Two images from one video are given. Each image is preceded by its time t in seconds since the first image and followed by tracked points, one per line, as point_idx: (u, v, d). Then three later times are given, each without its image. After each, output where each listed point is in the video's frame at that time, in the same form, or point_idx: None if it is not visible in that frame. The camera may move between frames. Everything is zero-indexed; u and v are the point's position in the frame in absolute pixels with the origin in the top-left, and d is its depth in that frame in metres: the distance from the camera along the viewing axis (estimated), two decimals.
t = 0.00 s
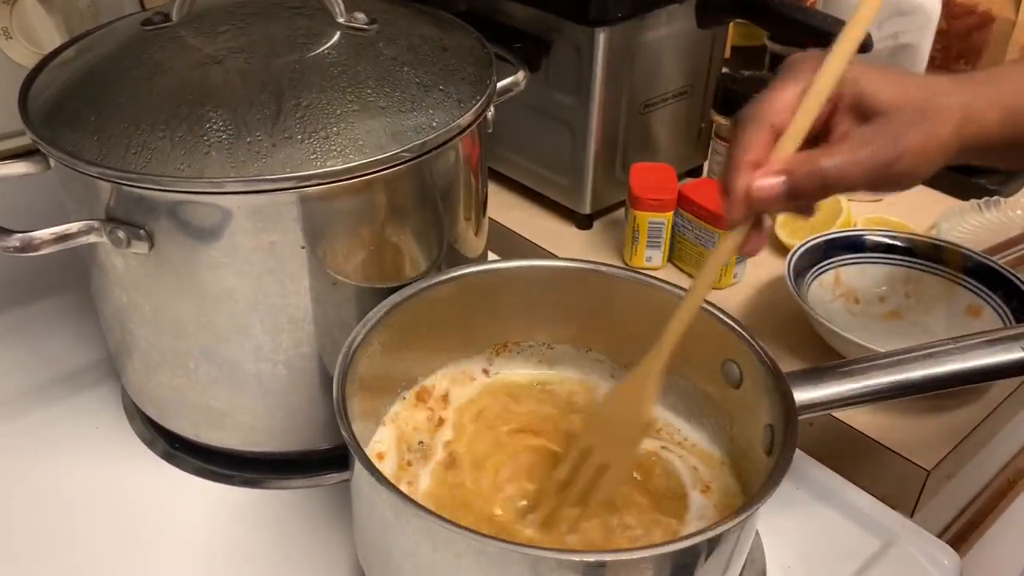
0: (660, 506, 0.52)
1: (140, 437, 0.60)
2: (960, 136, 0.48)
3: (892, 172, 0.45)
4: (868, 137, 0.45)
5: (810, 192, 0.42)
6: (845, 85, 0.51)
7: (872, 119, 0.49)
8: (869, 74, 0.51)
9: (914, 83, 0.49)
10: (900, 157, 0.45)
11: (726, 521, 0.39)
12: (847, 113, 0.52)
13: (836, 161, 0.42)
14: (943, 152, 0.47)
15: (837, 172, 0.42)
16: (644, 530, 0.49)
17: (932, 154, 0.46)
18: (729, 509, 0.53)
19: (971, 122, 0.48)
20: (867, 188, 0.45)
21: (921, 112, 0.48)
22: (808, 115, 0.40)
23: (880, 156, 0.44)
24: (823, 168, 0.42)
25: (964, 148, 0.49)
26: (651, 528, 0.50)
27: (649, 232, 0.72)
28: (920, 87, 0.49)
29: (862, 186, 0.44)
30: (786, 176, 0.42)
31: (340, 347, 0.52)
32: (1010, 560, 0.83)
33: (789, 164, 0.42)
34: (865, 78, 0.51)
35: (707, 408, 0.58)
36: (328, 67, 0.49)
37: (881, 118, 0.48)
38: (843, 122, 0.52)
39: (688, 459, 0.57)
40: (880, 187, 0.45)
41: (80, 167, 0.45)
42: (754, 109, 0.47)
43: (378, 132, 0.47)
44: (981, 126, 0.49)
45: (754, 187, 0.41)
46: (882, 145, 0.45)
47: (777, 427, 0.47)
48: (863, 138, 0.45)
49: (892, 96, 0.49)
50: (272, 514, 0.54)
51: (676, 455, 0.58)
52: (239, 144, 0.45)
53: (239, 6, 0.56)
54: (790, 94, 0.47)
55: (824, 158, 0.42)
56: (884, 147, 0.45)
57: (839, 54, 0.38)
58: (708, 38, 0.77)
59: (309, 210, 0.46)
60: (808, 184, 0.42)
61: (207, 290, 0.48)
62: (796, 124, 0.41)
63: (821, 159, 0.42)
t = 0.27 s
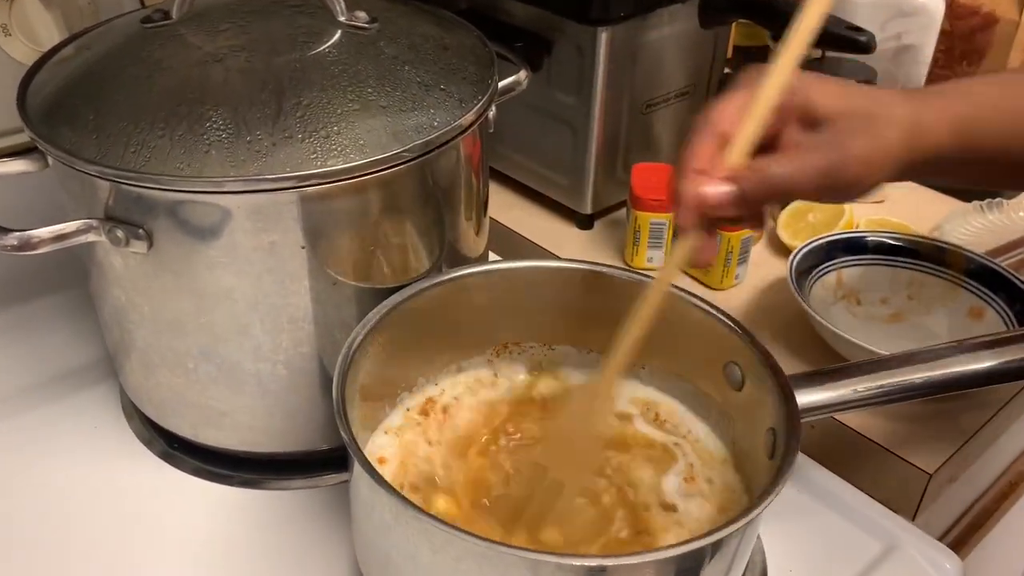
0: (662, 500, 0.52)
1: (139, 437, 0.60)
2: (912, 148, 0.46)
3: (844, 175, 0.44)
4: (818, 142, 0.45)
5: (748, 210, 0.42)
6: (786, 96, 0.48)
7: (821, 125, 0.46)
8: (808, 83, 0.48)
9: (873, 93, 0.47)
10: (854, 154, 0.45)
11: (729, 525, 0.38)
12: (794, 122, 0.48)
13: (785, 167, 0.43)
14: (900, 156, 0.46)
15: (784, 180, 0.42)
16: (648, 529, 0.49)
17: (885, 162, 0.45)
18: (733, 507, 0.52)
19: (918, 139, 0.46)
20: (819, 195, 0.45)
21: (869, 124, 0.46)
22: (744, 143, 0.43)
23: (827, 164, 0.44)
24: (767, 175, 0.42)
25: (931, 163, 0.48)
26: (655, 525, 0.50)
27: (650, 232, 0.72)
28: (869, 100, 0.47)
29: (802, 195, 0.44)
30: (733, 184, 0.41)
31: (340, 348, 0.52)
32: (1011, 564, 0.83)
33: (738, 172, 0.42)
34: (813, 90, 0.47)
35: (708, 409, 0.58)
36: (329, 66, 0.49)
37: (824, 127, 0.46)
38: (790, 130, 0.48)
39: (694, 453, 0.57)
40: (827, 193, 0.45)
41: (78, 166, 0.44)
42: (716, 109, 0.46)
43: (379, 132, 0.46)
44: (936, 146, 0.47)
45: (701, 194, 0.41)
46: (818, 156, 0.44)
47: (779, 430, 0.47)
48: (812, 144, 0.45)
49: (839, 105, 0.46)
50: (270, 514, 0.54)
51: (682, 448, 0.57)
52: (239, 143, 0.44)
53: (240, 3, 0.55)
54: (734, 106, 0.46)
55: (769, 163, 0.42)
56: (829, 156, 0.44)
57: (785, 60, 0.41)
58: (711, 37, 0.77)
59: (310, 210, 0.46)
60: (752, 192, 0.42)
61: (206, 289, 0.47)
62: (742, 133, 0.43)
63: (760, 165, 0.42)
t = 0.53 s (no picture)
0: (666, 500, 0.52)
1: (141, 434, 0.59)
2: (854, 141, 0.43)
3: (782, 165, 0.44)
4: (759, 132, 0.44)
5: (704, 187, 0.44)
6: (746, 84, 0.48)
7: (765, 115, 0.46)
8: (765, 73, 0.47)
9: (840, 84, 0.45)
10: (794, 149, 0.43)
11: (735, 526, 0.38)
12: (744, 109, 0.48)
13: (724, 157, 0.43)
14: (841, 151, 0.44)
15: (723, 167, 0.43)
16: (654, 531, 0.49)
17: (825, 153, 0.43)
18: (739, 511, 0.52)
19: (859, 134, 0.43)
20: (758, 182, 0.44)
21: (821, 110, 0.44)
22: (691, 131, 0.44)
23: (766, 150, 0.43)
24: (710, 163, 0.43)
25: (870, 164, 0.44)
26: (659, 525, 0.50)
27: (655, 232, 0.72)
28: (817, 91, 0.45)
29: (736, 180, 0.44)
30: (679, 169, 0.43)
31: (343, 347, 0.52)
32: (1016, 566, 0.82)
33: (683, 156, 0.43)
34: (762, 79, 0.47)
35: (713, 410, 0.58)
36: (334, 63, 0.49)
37: (768, 114, 0.46)
38: (738, 118, 0.48)
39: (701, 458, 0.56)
40: (770, 182, 0.44)
41: (81, 162, 0.44)
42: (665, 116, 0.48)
43: (384, 129, 0.46)
44: (877, 136, 0.43)
45: (644, 178, 0.44)
46: (756, 133, 0.45)
47: (784, 430, 0.47)
48: (756, 131, 0.45)
49: (789, 94, 0.45)
50: (272, 513, 0.54)
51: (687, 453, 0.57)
52: (243, 140, 0.44)
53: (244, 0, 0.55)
54: (686, 95, 0.48)
55: (710, 151, 0.43)
56: (769, 144, 0.44)
57: (731, 58, 0.44)
58: (716, 36, 0.77)
59: (314, 208, 0.45)
60: (692, 175, 0.43)
61: (209, 287, 0.47)
62: (687, 122, 0.45)
63: (705, 150, 0.44)
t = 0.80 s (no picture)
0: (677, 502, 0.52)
1: (149, 435, 0.59)
2: (851, 114, 0.45)
3: (770, 139, 0.45)
4: (763, 99, 0.46)
5: (693, 152, 0.45)
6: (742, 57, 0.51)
7: (763, 86, 0.48)
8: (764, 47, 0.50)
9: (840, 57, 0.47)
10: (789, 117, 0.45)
11: (744, 532, 0.38)
12: (739, 79, 0.52)
13: (716, 128, 0.45)
14: (835, 126, 0.46)
15: (718, 137, 0.44)
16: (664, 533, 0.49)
17: (819, 126, 0.45)
18: (746, 517, 0.52)
19: (858, 104, 0.45)
20: (750, 153, 0.46)
21: (810, 84, 0.46)
22: (688, 95, 0.45)
23: (752, 126, 0.45)
24: (703, 134, 0.45)
25: (915, 136, 0.46)
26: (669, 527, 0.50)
27: (662, 234, 0.72)
28: (822, 59, 0.47)
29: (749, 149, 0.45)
30: (672, 138, 0.45)
31: (351, 349, 0.52)
32: None
33: (675, 127, 0.45)
34: (761, 49, 0.50)
35: (723, 413, 0.57)
36: (343, 64, 0.49)
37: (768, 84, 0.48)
38: (733, 88, 0.52)
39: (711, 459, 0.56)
40: (762, 152, 0.46)
41: (90, 164, 0.44)
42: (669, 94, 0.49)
43: (392, 130, 0.46)
44: (876, 107, 0.45)
45: (639, 148, 0.45)
46: (739, 107, 0.46)
47: (795, 434, 0.46)
48: (749, 102, 0.47)
49: (782, 65, 0.48)
50: (280, 515, 0.54)
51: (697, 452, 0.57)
52: (252, 142, 0.44)
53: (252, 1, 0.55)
54: (686, 62, 0.51)
55: (703, 122, 0.45)
56: (769, 111, 0.45)
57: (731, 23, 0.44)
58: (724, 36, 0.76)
59: (322, 210, 0.45)
60: (683, 144, 0.45)
61: (217, 289, 0.47)
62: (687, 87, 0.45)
63: (700, 123, 0.45)
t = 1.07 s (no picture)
0: (683, 514, 0.51)
1: (156, 438, 0.59)
2: (906, 101, 0.43)
3: (826, 125, 0.43)
4: (816, 89, 0.44)
5: (736, 139, 0.44)
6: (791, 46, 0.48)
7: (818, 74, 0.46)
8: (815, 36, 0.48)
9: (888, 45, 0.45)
10: (827, 104, 0.43)
11: (753, 542, 0.38)
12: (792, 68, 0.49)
13: (771, 112, 0.43)
14: (886, 115, 0.43)
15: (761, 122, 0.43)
16: (670, 543, 0.49)
17: (867, 113, 0.43)
18: (756, 524, 0.51)
19: (911, 87, 0.43)
20: (803, 140, 0.44)
21: (857, 76, 0.44)
22: (743, 79, 0.46)
23: (804, 110, 0.43)
24: (754, 117, 0.43)
25: (943, 123, 0.44)
26: (675, 539, 0.49)
27: (671, 236, 0.72)
28: (864, 51, 0.45)
29: (777, 138, 0.43)
30: (722, 123, 0.43)
31: (359, 353, 0.51)
32: None
33: (727, 113, 0.44)
34: (813, 37, 0.48)
35: (731, 418, 0.57)
36: (352, 68, 0.49)
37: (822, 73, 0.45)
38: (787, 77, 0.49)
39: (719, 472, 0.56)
40: (810, 141, 0.44)
41: (99, 168, 0.44)
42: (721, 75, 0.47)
43: (401, 135, 0.46)
44: (931, 96, 0.43)
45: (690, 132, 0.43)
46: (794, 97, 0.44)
47: (805, 441, 0.46)
48: (800, 93, 0.44)
49: (835, 56, 0.46)
50: (288, 519, 0.54)
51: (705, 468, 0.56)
52: (261, 146, 0.44)
53: (260, 5, 0.55)
54: (733, 55, 0.48)
55: (755, 105, 0.43)
56: (825, 100, 0.43)
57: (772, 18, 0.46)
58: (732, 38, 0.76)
59: (331, 215, 0.45)
60: (739, 130, 0.43)
61: (225, 293, 0.47)
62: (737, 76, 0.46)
63: (753, 107, 0.43)
